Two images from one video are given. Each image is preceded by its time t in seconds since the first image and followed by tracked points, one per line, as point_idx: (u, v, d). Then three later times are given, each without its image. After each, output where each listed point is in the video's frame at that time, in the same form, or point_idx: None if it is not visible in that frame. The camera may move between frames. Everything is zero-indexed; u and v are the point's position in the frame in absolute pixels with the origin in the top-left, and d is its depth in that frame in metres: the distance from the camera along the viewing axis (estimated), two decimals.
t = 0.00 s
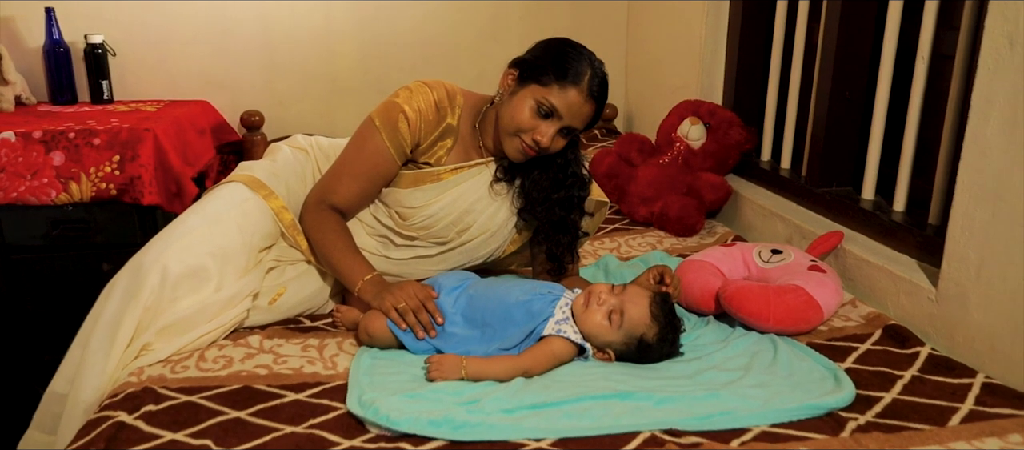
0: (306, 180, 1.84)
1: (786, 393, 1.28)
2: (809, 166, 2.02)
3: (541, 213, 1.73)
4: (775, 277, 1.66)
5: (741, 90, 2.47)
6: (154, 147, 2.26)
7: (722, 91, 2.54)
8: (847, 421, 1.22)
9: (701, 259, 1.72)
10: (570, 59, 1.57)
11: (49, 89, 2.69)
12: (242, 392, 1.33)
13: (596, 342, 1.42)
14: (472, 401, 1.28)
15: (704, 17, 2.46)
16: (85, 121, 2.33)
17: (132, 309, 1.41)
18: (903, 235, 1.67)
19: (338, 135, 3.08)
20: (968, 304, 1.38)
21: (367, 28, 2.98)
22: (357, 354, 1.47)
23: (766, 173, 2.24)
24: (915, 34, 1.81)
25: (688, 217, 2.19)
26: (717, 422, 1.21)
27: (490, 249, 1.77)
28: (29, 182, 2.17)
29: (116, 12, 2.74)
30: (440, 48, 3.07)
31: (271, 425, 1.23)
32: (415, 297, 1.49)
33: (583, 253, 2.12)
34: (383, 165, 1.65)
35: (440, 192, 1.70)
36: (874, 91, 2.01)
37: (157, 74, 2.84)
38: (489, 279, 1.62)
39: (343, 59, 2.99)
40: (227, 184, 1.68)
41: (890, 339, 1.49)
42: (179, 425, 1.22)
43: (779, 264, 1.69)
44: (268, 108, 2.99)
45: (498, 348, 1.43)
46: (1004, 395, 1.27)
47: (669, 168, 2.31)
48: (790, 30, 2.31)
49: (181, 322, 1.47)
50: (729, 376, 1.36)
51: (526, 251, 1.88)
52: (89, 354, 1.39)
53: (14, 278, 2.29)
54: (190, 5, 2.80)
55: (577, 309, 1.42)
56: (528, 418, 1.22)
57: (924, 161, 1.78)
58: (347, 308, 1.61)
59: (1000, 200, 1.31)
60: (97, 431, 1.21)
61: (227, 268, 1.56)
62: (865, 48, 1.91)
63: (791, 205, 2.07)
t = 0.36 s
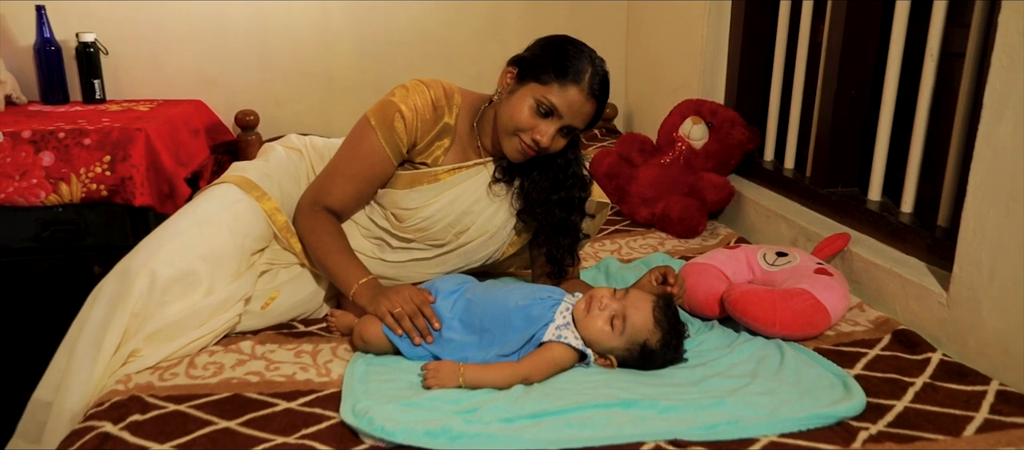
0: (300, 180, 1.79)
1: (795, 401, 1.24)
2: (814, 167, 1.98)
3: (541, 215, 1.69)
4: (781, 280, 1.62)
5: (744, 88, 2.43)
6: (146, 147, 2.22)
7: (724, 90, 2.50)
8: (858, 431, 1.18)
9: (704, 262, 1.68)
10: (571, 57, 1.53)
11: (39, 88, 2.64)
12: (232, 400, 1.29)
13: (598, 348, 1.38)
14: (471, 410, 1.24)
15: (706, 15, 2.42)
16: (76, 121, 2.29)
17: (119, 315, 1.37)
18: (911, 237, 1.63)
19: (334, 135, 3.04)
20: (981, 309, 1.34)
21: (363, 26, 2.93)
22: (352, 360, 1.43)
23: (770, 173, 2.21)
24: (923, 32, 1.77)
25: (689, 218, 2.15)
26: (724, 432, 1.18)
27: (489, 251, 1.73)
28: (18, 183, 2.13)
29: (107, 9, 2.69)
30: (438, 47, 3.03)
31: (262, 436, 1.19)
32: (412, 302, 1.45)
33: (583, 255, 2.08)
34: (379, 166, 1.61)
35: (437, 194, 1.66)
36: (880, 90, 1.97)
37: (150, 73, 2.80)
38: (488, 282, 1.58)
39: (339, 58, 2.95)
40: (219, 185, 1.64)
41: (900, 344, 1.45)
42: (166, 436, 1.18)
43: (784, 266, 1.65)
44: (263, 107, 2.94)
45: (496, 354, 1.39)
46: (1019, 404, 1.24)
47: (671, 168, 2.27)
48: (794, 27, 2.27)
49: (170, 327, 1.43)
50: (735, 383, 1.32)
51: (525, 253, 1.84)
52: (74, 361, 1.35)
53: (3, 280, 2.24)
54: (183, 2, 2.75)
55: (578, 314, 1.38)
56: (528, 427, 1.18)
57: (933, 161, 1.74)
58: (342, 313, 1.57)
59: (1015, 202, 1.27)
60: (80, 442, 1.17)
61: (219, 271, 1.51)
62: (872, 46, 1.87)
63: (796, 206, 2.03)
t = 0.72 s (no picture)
0: (293, 180, 1.75)
1: (801, 408, 1.21)
2: (818, 166, 1.94)
3: (539, 215, 1.65)
4: (785, 282, 1.58)
5: (746, 86, 2.39)
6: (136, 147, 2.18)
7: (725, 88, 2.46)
8: (868, 439, 1.15)
9: (706, 264, 1.64)
10: (570, 53, 1.49)
11: (29, 87, 2.59)
12: (220, 408, 1.25)
13: (598, 353, 1.34)
14: (467, 417, 1.20)
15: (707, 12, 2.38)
16: (65, 120, 2.25)
17: (104, 319, 1.33)
18: (918, 238, 1.59)
19: (328, 134, 3.00)
20: (992, 312, 1.31)
21: (359, 23, 2.89)
22: (345, 366, 1.39)
23: (772, 172, 2.17)
24: (930, 28, 1.73)
25: (690, 218, 2.11)
26: (729, 440, 1.14)
27: (486, 253, 1.69)
28: (4, 183, 2.09)
29: (98, 6, 2.65)
30: (434, 45, 2.99)
31: (249, 445, 1.15)
32: (406, 306, 1.41)
33: (582, 256, 2.04)
34: (373, 165, 1.57)
35: (433, 194, 1.62)
36: (885, 88, 1.93)
37: (142, 71, 2.75)
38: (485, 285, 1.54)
39: (334, 56, 2.91)
40: (210, 185, 1.60)
41: (908, 348, 1.41)
42: (150, 446, 1.14)
43: (788, 268, 1.61)
44: (257, 106, 2.90)
45: (494, 359, 1.35)
46: None
47: (672, 168, 2.23)
48: (797, 24, 2.23)
49: (158, 332, 1.39)
50: (740, 389, 1.28)
51: (523, 254, 1.80)
52: (57, 368, 1.30)
53: None
54: None
55: (577, 318, 1.34)
56: (526, 436, 1.14)
57: (940, 160, 1.70)
58: (335, 316, 1.53)
59: None
60: None
61: (208, 274, 1.47)
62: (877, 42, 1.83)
63: (799, 206, 1.99)
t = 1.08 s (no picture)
0: (288, 179, 1.71)
1: (810, 414, 1.17)
2: (823, 165, 1.91)
3: (539, 215, 1.62)
4: (791, 283, 1.54)
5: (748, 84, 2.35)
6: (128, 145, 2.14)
7: (728, 86, 2.42)
8: (880, 447, 1.11)
9: (709, 264, 1.61)
10: (570, 49, 1.46)
11: (20, 85, 2.55)
12: (211, 414, 1.21)
13: (600, 357, 1.30)
14: (465, 424, 1.16)
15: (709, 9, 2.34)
16: (56, 118, 2.21)
17: (92, 322, 1.29)
18: (927, 238, 1.55)
19: (325, 133, 2.96)
20: (1005, 315, 1.27)
21: (355, 20, 2.85)
22: (340, 370, 1.35)
23: (775, 171, 2.13)
24: (938, 23, 1.70)
25: (693, 218, 2.08)
26: (735, 447, 1.10)
27: (484, 254, 1.65)
28: None
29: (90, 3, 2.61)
30: (432, 42, 2.95)
31: None
32: (403, 308, 1.37)
33: (582, 257, 2.01)
34: (368, 164, 1.53)
35: (430, 194, 1.58)
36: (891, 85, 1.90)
37: (135, 69, 2.71)
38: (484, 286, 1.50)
39: (330, 54, 2.87)
40: (201, 184, 1.56)
41: (918, 351, 1.38)
42: None
43: (794, 269, 1.57)
44: (252, 105, 2.86)
45: (493, 363, 1.31)
46: None
47: (673, 167, 2.20)
48: (801, 20, 2.20)
49: (147, 335, 1.35)
50: (746, 394, 1.24)
51: (523, 255, 1.77)
52: (43, 373, 1.27)
53: None
54: None
55: (578, 320, 1.31)
56: (526, 443, 1.11)
57: (949, 158, 1.67)
58: (330, 318, 1.49)
59: None
60: None
61: (199, 275, 1.43)
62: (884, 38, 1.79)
63: (804, 206, 1.96)
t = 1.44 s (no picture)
0: (283, 178, 1.68)
1: (818, 418, 1.14)
2: (828, 162, 1.87)
3: (539, 214, 1.58)
4: (796, 284, 1.51)
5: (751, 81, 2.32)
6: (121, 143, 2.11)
7: (730, 82, 2.39)
8: None
9: (713, 264, 1.58)
10: (571, 44, 1.42)
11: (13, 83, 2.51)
12: (202, 419, 1.18)
13: (602, 359, 1.27)
14: (464, 429, 1.14)
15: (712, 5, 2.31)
16: (48, 116, 2.17)
17: (80, 325, 1.26)
18: (936, 237, 1.52)
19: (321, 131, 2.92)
20: (1018, 316, 1.24)
21: (352, 17, 2.82)
22: (335, 373, 1.32)
23: (779, 169, 2.10)
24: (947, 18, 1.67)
25: (696, 217, 2.05)
26: None
27: (483, 253, 1.62)
28: None
29: None
30: (430, 39, 2.91)
31: None
32: (400, 309, 1.34)
33: (583, 256, 1.97)
34: (365, 162, 1.50)
35: (428, 192, 1.55)
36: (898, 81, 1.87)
37: (129, 66, 2.68)
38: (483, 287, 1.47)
39: (327, 51, 2.83)
40: (194, 183, 1.53)
41: (927, 353, 1.34)
42: None
43: (800, 269, 1.54)
44: (248, 102, 2.83)
45: (492, 366, 1.28)
46: None
47: (675, 165, 2.17)
48: (805, 16, 2.16)
49: (138, 338, 1.32)
50: (752, 398, 1.21)
51: (522, 255, 1.73)
52: (29, 377, 1.23)
53: None
54: None
55: (580, 322, 1.27)
56: None
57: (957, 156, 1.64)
58: (326, 320, 1.46)
59: None
60: None
61: (191, 276, 1.40)
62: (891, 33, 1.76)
63: (809, 205, 1.93)
